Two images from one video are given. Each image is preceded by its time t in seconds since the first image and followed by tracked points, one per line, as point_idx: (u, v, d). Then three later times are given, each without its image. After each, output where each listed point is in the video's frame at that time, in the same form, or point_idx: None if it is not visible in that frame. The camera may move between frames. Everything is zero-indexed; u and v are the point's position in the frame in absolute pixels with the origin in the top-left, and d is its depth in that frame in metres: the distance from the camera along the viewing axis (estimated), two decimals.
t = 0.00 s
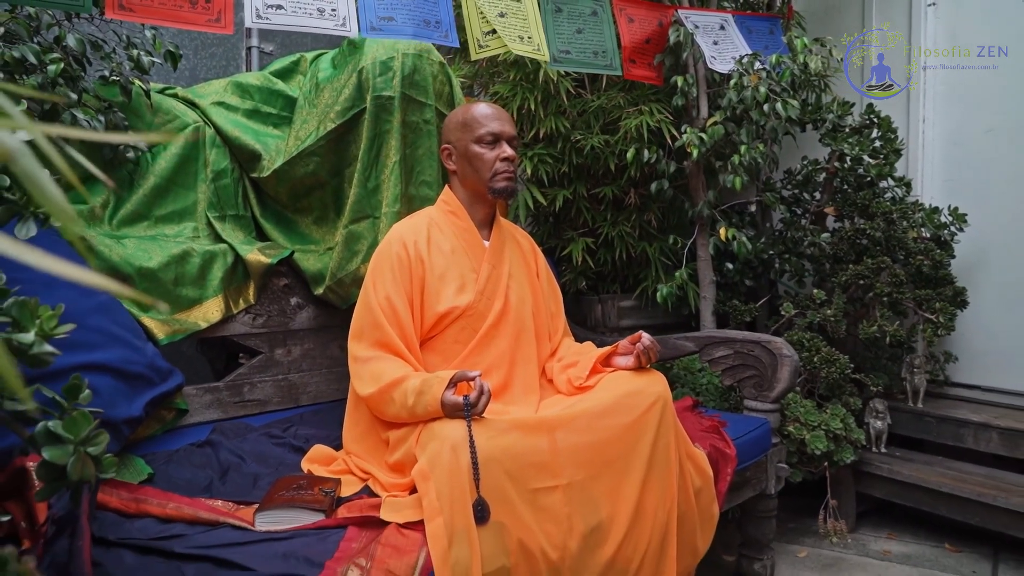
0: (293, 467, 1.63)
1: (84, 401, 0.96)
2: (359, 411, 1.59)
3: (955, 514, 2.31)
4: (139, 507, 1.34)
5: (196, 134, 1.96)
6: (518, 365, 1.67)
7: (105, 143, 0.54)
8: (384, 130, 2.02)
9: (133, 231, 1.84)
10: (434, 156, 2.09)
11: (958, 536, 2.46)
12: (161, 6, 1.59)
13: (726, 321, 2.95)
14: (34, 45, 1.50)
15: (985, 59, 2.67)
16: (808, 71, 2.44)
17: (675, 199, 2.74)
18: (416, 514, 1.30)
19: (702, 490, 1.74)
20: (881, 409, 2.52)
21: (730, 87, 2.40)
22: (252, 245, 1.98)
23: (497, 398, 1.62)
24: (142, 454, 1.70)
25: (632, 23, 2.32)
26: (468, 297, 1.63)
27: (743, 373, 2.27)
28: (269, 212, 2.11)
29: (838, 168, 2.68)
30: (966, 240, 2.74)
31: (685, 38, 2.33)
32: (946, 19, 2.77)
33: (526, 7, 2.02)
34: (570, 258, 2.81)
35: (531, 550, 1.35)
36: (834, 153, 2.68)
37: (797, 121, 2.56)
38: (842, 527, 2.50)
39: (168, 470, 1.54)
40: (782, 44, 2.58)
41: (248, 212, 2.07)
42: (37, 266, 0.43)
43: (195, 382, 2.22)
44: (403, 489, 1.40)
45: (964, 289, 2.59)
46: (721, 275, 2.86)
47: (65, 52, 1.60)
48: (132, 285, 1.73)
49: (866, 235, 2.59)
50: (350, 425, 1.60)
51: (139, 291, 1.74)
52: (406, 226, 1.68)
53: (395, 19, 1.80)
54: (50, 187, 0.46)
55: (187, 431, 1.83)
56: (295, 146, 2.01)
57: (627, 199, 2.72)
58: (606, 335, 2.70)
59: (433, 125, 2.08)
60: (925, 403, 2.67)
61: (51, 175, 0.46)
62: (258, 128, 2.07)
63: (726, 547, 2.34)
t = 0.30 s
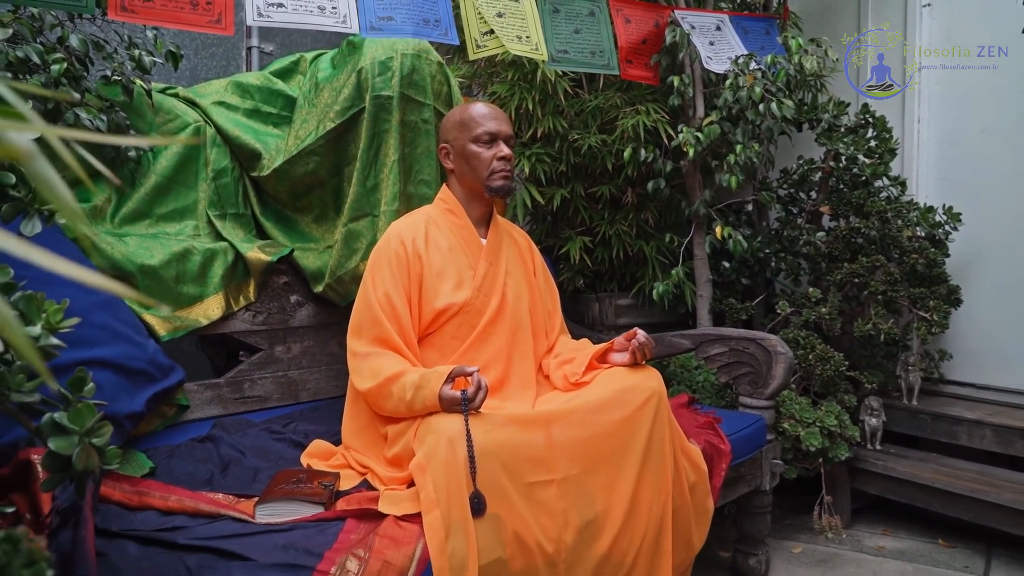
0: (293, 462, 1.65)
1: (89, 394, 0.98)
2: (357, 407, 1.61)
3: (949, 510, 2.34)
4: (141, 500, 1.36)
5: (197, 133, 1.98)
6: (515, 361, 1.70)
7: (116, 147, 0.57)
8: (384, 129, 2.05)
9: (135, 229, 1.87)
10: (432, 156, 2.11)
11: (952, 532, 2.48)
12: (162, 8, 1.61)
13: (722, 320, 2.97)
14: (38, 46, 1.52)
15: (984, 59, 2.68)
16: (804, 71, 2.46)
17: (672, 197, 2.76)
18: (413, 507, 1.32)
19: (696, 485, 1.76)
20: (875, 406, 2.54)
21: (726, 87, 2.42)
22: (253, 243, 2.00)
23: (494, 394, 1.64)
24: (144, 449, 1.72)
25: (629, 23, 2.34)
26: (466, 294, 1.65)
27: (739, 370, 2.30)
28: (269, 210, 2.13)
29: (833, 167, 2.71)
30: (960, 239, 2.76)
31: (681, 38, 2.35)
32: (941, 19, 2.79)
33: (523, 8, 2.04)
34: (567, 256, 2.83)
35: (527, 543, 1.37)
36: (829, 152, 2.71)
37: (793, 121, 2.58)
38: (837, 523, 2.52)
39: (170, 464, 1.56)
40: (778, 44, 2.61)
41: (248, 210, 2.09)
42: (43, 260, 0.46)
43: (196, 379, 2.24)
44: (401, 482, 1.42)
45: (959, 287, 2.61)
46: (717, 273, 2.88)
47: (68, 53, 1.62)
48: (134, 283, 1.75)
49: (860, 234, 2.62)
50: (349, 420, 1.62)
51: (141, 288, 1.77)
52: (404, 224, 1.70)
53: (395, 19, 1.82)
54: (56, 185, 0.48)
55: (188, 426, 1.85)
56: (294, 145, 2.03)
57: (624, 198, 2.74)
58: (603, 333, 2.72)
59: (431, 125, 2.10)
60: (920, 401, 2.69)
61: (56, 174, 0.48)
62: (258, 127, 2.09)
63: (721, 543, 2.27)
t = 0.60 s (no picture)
0: (293, 457, 1.67)
1: (93, 386, 1.00)
2: (357, 402, 1.63)
3: (943, 506, 2.36)
4: (143, 493, 1.38)
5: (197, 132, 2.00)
6: (512, 357, 1.72)
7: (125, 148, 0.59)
8: (383, 129, 2.07)
9: (136, 227, 1.89)
10: (431, 154, 2.13)
11: (947, 528, 2.50)
12: (163, 9, 1.63)
13: (719, 318, 2.99)
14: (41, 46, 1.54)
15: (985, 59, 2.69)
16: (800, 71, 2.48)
17: (669, 196, 2.78)
18: (411, 500, 1.34)
19: (692, 480, 1.78)
20: (871, 404, 2.56)
21: (721, 87, 2.44)
22: (253, 241, 2.02)
23: (491, 390, 1.66)
24: (146, 445, 1.74)
25: (625, 23, 2.36)
26: (463, 291, 1.67)
27: (734, 367, 2.31)
28: (269, 209, 2.15)
29: (829, 166, 2.73)
30: (955, 237, 2.79)
31: (677, 39, 2.39)
32: (936, 19, 2.81)
33: (521, 8, 2.06)
34: (565, 255, 2.85)
35: (524, 535, 1.39)
36: (825, 151, 2.73)
37: (789, 121, 2.60)
38: (831, 519, 2.54)
39: (171, 459, 1.58)
40: (774, 44, 2.63)
41: (249, 209, 2.11)
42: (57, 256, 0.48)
43: (196, 376, 2.26)
44: (400, 476, 1.44)
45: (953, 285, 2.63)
46: (713, 272, 2.91)
47: (70, 53, 1.65)
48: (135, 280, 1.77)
49: (856, 232, 2.64)
50: (348, 416, 1.64)
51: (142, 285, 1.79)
52: (402, 222, 1.73)
53: (393, 19, 1.84)
54: (71, 183, 0.51)
55: (189, 422, 1.87)
56: (294, 144, 2.05)
57: (621, 197, 2.76)
58: (601, 331, 2.74)
59: (430, 124, 2.12)
60: (915, 398, 2.71)
61: (70, 172, 0.51)
62: (258, 127, 2.11)
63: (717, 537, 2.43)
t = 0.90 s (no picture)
0: (293, 453, 1.69)
1: (98, 381, 1.02)
2: (357, 399, 1.65)
3: (937, 503, 2.38)
4: (146, 487, 1.40)
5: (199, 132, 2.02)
6: (510, 355, 1.74)
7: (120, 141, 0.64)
8: (382, 129, 2.09)
9: (138, 227, 1.91)
10: (430, 154, 2.15)
11: (941, 525, 2.52)
12: (166, 11, 1.65)
13: (716, 316, 3.01)
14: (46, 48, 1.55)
15: (984, 59, 2.70)
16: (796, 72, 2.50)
17: (666, 196, 2.80)
18: (410, 494, 1.36)
19: (687, 476, 1.81)
20: (866, 402, 2.58)
21: (717, 87, 2.46)
22: (254, 240, 2.04)
23: (490, 386, 1.69)
24: (149, 441, 1.76)
25: (623, 24, 2.37)
26: (462, 288, 1.70)
27: (731, 365, 2.33)
28: (270, 208, 2.18)
29: (825, 166, 2.75)
30: (950, 237, 2.81)
31: (674, 39, 2.40)
32: (932, 20, 2.83)
33: (519, 9, 2.08)
34: (563, 254, 2.87)
35: (521, 529, 1.41)
36: (821, 151, 2.75)
37: (785, 121, 2.62)
38: (827, 515, 2.57)
39: (173, 455, 1.60)
40: (770, 45, 2.65)
41: (249, 208, 2.14)
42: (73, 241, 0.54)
43: (197, 374, 2.28)
44: (399, 471, 1.47)
45: (947, 284, 2.65)
46: (711, 271, 2.94)
47: (74, 54, 1.66)
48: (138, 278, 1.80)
49: (851, 232, 2.67)
50: (348, 412, 1.66)
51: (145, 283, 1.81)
52: (401, 220, 1.75)
53: (393, 21, 1.86)
54: (80, 173, 0.55)
55: (191, 419, 1.89)
56: (294, 144, 2.07)
57: (619, 197, 2.79)
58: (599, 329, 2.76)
59: (429, 124, 2.14)
60: (910, 396, 2.73)
61: (80, 163, 0.56)
62: (259, 127, 2.13)
63: (713, 535, 2.50)
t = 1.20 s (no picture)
0: (293, 449, 1.72)
1: (103, 376, 1.05)
2: (356, 395, 1.67)
3: (931, 499, 2.40)
4: (149, 482, 1.43)
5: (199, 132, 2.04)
6: (507, 352, 1.76)
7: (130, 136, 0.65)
8: (381, 129, 2.12)
9: (140, 226, 1.93)
10: (428, 154, 2.18)
11: (935, 521, 2.55)
12: (168, 14, 1.67)
13: (713, 315, 3.03)
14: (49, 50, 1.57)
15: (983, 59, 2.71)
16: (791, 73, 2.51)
17: (663, 195, 2.82)
18: (408, 488, 1.38)
19: (683, 472, 1.83)
20: (862, 399, 2.61)
21: (713, 88, 2.48)
22: (254, 239, 2.07)
23: (487, 383, 1.71)
24: (150, 437, 1.78)
25: (619, 26, 2.39)
26: (460, 287, 1.72)
27: (726, 363, 2.35)
28: (270, 207, 2.20)
29: (820, 166, 2.77)
30: (945, 236, 2.83)
31: (669, 40, 2.42)
32: (927, 21, 2.84)
33: (516, 10, 2.11)
34: (561, 253, 2.90)
35: (517, 524, 1.44)
36: (816, 151, 2.77)
37: (781, 121, 2.65)
38: (821, 512, 2.59)
39: (174, 450, 1.62)
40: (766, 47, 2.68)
41: (250, 207, 2.16)
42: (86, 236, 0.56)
43: (198, 371, 2.30)
44: (397, 466, 1.49)
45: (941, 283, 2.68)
46: (707, 270, 2.96)
47: (77, 56, 1.68)
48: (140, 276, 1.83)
49: (847, 231, 2.69)
50: (348, 408, 1.68)
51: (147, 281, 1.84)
52: (400, 220, 1.77)
53: (391, 23, 1.89)
54: (88, 171, 0.57)
55: (192, 416, 1.91)
56: (294, 144, 2.10)
57: (616, 196, 2.81)
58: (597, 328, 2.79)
59: (427, 124, 2.17)
60: (905, 393, 2.76)
61: (86, 160, 0.57)
62: (260, 127, 2.16)
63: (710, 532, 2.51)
